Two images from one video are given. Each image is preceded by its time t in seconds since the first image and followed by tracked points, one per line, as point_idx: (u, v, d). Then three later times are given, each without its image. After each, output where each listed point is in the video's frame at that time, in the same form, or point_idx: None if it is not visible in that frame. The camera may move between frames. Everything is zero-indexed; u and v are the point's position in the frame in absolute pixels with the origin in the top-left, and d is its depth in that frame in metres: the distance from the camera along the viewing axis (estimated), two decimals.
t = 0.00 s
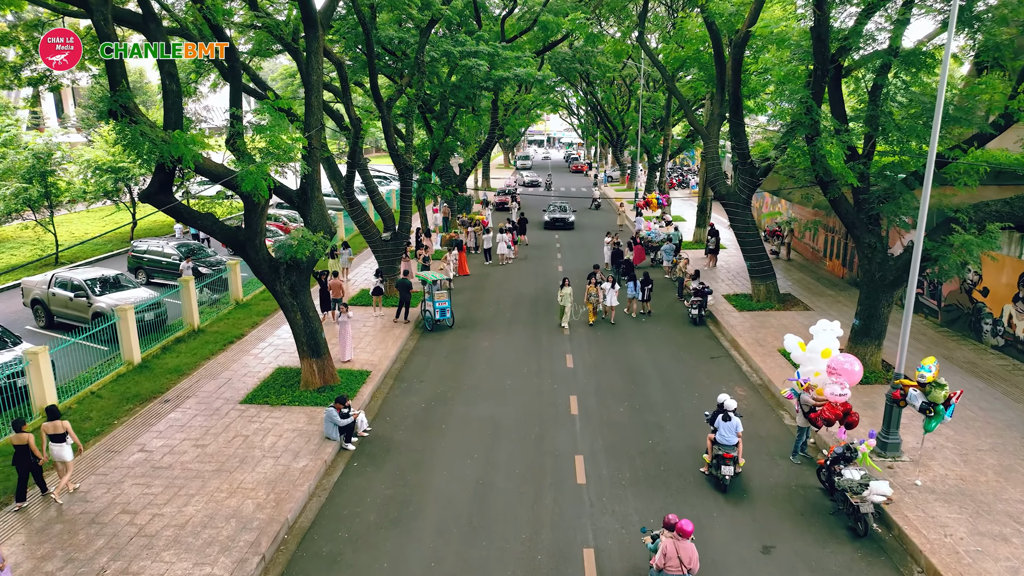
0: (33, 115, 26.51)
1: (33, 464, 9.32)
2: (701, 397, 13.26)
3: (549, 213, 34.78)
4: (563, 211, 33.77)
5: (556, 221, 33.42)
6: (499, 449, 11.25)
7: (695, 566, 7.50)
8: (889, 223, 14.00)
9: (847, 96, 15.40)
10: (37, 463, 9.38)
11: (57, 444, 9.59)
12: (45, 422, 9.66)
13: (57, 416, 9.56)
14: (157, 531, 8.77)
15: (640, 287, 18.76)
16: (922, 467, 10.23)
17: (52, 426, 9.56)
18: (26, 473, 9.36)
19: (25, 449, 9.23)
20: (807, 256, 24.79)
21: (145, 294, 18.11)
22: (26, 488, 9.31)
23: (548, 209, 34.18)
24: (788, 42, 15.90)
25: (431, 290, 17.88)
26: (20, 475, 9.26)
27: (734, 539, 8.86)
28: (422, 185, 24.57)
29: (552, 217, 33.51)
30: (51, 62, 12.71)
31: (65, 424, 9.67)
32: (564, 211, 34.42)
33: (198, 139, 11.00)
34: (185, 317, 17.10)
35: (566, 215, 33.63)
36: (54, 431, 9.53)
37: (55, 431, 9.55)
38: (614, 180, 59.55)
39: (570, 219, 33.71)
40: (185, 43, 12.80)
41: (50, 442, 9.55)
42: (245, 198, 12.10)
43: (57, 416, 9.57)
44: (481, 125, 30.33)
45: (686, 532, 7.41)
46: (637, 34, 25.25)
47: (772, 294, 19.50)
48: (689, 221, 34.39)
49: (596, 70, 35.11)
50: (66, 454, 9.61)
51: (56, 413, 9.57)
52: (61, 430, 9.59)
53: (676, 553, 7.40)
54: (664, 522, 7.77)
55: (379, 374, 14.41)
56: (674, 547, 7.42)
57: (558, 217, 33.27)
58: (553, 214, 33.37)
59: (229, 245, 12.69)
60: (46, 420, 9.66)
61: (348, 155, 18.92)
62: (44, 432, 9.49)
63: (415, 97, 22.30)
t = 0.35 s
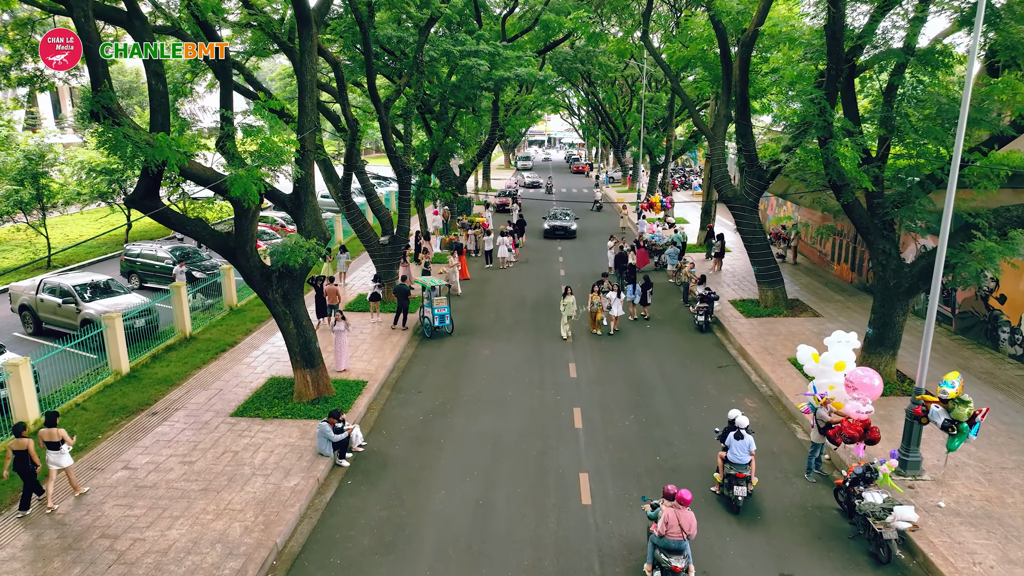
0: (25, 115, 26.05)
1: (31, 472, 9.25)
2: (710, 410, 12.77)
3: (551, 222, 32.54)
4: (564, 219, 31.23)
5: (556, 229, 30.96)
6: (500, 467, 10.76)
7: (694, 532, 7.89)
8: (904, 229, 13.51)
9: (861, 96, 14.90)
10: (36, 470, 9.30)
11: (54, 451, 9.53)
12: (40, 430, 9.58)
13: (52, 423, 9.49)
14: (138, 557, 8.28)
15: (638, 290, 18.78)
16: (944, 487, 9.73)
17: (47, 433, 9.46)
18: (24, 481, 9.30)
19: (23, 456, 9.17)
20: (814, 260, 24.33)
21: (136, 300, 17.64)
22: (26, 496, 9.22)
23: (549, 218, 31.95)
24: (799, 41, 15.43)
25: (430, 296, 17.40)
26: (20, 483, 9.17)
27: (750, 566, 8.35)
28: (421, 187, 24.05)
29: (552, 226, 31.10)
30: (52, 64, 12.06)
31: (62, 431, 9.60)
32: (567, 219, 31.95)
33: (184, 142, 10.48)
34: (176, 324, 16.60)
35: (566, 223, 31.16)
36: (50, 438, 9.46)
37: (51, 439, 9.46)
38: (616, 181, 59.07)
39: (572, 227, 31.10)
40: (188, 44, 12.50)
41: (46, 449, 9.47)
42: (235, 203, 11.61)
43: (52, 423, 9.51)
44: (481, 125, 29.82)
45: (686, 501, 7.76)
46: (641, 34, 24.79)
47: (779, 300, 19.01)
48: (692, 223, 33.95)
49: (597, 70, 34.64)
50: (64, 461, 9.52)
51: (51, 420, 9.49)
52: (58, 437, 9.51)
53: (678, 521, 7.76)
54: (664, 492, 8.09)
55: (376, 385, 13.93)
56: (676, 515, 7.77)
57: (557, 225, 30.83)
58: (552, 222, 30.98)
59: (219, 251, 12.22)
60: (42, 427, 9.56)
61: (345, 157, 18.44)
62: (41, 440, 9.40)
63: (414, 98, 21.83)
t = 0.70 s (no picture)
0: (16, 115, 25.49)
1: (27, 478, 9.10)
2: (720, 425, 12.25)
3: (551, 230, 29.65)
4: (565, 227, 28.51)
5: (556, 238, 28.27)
6: (501, 487, 10.26)
7: (693, 504, 8.31)
8: (922, 235, 12.98)
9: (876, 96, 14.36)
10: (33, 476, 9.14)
11: (49, 459, 9.30)
12: (37, 438, 9.43)
13: (48, 430, 9.31)
14: None
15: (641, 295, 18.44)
16: (970, 510, 9.22)
17: (42, 441, 9.29)
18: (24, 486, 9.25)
19: (21, 462, 9.07)
20: (822, 264, 23.84)
21: (127, 307, 17.13)
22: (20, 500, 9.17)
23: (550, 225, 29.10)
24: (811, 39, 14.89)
25: (428, 302, 16.88)
26: (17, 488, 9.08)
27: None
28: (420, 189, 23.50)
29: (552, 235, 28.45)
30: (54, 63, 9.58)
31: (58, 439, 9.43)
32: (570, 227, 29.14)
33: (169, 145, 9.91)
34: (167, 331, 16.08)
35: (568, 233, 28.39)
36: (45, 447, 9.27)
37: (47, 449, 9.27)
38: (618, 181, 58.55)
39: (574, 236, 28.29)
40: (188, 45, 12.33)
41: (42, 457, 9.28)
42: (224, 208, 11.08)
43: (47, 431, 9.33)
44: (482, 126, 29.30)
45: (685, 475, 8.22)
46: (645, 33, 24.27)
47: (788, 306, 18.49)
48: (696, 225, 33.43)
49: (599, 69, 34.15)
50: (58, 470, 9.21)
51: (46, 428, 9.31)
52: (53, 446, 9.32)
53: (677, 493, 8.18)
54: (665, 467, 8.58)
55: (372, 396, 13.40)
56: (675, 489, 8.18)
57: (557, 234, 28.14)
58: (551, 231, 28.29)
59: (208, 258, 11.69)
60: (39, 435, 9.40)
61: (341, 159, 17.93)
62: (36, 448, 9.24)
63: (413, 98, 21.32)
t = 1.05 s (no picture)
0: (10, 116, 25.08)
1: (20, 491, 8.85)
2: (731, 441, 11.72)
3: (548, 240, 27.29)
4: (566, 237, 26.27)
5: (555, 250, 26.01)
6: (504, 508, 9.75)
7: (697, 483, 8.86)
8: (940, 241, 12.45)
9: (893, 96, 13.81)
10: (26, 488, 8.92)
11: (41, 468, 9.08)
12: (30, 445, 9.19)
13: (37, 439, 9.03)
14: None
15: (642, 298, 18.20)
16: (1002, 535, 8.66)
17: (33, 450, 9.05)
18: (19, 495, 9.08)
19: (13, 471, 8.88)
20: (830, 268, 23.35)
21: (117, 313, 16.60)
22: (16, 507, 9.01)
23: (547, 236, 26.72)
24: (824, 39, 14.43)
25: (427, 309, 16.36)
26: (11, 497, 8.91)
27: None
28: (419, 191, 22.96)
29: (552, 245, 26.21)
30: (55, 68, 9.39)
31: (49, 446, 9.18)
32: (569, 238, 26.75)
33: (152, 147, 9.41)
34: (157, 340, 15.56)
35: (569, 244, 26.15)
36: (36, 455, 9.04)
37: (38, 456, 9.03)
38: (620, 182, 58.02)
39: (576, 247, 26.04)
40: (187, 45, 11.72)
41: (33, 466, 9.06)
42: (213, 215, 10.58)
43: (38, 439, 9.07)
44: (482, 127, 28.78)
45: (689, 454, 8.81)
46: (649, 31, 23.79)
47: (798, 313, 17.96)
48: (700, 227, 32.91)
49: (602, 69, 33.67)
50: (51, 479, 9.05)
51: (36, 437, 9.06)
52: (45, 453, 9.10)
53: (682, 471, 8.76)
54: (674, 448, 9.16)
55: (369, 409, 12.88)
56: (681, 467, 8.77)
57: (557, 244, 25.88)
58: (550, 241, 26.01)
59: (197, 267, 11.19)
60: (27, 442, 9.14)
61: (338, 161, 17.43)
62: (27, 457, 9.01)
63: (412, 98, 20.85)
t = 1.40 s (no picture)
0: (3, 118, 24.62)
1: (11, 499, 8.67)
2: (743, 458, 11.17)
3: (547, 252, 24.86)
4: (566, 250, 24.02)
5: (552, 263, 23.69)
6: (505, 532, 9.20)
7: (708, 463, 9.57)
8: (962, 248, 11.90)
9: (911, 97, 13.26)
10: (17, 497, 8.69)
11: (36, 477, 8.85)
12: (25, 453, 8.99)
13: (32, 446, 8.86)
14: None
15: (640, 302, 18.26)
16: None
17: (28, 458, 8.84)
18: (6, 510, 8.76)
19: (7, 480, 8.64)
20: (839, 273, 22.81)
21: (105, 321, 16.09)
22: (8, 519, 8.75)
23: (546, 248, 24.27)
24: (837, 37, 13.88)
25: (425, 316, 15.81)
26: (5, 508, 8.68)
27: None
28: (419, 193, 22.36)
29: (549, 258, 23.88)
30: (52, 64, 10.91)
31: (44, 455, 8.97)
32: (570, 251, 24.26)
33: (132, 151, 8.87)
34: (147, 348, 15.00)
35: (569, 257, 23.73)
36: (31, 463, 8.82)
37: (34, 464, 8.83)
38: (622, 184, 57.44)
39: (575, 261, 23.78)
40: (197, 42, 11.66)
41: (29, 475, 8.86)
42: (198, 221, 10.04)
43: (34, 447, 8.87)
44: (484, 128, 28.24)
45: (699, 435, 9.52)
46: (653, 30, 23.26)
47: (808, 320, 17.39)
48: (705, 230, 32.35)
49: (605, 70, 33.14)
50: (47, 488, 8.83)
51: (32, 444, 8.86)
52: (40, 462, 8.88)
53: (694, 452, 9.47)
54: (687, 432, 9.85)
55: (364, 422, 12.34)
56: (692, 448, 9.49)
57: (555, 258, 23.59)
58: (549, 254, 23.70)
59: (183, 276, 10.65)
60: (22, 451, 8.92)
61: (334, 163, 16.89)
62: (23, 465, 8.80)
63: (411, 98, 20.31)
